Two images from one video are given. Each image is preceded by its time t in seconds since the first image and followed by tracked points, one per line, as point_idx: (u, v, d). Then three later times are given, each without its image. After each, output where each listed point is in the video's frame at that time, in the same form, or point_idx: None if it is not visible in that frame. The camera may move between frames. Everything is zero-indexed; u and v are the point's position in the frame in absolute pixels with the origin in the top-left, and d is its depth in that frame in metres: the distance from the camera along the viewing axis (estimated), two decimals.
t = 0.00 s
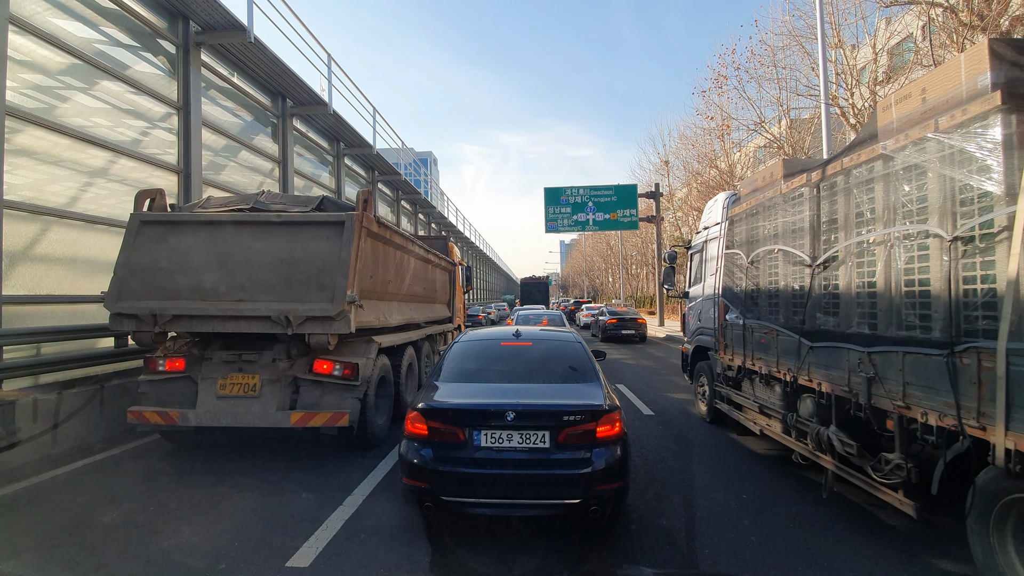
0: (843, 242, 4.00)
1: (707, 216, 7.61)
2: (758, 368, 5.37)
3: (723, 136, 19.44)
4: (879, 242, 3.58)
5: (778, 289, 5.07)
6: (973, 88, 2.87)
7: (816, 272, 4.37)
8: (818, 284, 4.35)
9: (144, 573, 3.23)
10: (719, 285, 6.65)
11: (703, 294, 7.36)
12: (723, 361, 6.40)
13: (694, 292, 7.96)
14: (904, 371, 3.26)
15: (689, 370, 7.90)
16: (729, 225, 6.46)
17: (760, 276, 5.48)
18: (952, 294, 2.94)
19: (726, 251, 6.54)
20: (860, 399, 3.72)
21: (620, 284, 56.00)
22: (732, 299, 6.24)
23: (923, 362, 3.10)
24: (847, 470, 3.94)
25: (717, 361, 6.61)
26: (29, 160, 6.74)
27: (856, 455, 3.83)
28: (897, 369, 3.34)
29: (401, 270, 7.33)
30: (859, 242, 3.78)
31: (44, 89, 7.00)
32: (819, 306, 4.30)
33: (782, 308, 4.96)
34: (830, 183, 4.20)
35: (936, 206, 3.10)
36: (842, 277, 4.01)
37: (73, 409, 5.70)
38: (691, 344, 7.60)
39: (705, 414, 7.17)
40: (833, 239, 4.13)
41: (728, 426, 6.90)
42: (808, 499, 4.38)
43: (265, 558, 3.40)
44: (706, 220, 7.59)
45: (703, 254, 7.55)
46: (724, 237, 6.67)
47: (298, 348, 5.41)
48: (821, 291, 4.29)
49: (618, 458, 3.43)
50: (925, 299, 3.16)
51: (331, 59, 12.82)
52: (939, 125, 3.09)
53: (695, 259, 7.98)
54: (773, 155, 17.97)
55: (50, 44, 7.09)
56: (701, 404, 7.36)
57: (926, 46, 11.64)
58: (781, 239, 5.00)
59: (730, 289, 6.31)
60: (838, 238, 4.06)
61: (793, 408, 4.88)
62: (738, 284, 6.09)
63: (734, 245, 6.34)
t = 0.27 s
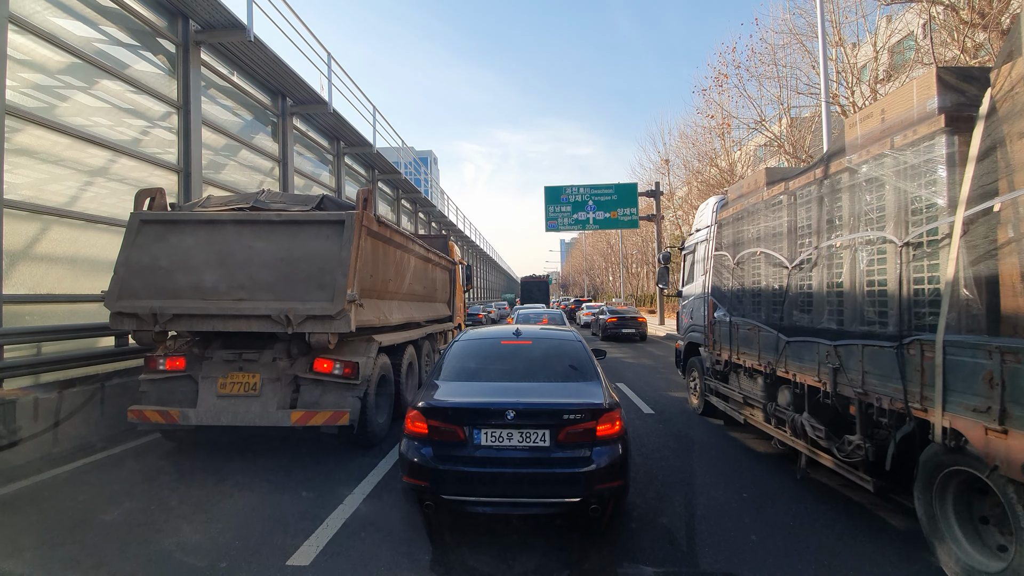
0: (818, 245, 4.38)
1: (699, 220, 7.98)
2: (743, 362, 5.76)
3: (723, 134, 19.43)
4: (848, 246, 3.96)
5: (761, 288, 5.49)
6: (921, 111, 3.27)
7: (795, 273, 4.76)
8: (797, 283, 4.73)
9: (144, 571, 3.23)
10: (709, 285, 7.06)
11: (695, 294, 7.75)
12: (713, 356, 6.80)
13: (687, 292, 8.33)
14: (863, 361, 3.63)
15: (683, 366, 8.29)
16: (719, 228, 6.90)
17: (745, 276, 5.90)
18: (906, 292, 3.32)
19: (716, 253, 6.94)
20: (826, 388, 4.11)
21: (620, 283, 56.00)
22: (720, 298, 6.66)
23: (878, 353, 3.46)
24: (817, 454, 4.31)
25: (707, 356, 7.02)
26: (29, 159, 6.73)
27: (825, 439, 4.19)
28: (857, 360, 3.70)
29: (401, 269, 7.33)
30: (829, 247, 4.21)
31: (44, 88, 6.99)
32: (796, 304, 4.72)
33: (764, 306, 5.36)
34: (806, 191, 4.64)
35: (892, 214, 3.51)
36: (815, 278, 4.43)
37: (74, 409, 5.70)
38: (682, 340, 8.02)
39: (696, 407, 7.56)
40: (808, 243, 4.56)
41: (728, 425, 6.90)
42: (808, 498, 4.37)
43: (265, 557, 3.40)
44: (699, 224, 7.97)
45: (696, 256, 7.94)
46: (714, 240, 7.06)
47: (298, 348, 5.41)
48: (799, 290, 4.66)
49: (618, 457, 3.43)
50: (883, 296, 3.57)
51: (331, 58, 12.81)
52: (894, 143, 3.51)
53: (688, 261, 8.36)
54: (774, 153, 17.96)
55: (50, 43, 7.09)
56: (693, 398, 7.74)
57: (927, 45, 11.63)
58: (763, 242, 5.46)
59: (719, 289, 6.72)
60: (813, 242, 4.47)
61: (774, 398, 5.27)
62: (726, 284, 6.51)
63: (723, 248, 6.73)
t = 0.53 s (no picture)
0: (795, 250, 4.73)
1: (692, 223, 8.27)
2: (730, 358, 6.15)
3: (723, 135, 19.44)
4: (820, 251, 4.31)
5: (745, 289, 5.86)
6: (883, 129, 3.61)
7: (775, 275, 5.12)
8: (777, 284, 5.08)
9: (144, 572, 3.23)
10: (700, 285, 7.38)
11: (688, 295, 8.06)
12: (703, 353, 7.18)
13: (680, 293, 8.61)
14: (831, 356, 4.00)
15: (676, 363, 8.65)
16: (708, 233, 7.23)
17: (733, 278, 6.24)
18: (866, 293, 3.68)
19: (707, 256, 7.25)
20: (802, 380, 4.48)
21: (620, 283, 56.01)
22: (710, 298, 7.01)
23: (843, 348, 3.84)
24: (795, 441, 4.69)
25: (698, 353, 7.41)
26: (29, 160, 6.73)
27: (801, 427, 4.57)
28: (827, 355, 4.07)
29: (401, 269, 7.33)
30: (803, 251, 4.57)
31: (44, 89, 6.99)
32: (776, 304, 5.06)
33: (749, 306, 5.72)
34: (785, 200, 4.97)
35: (882, 219, 3.60)
36: (792, 279, 4.77)
37: (74, 409, 5.71)
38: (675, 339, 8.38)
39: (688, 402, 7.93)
40: (786, 247, 4.90)
41: (728, 425, 6.89)
42: (809, 498, 4.37)
43: (266, 558, 3.40)
44: (691, 227, 8.25)
45: (688, 259, 8.23)
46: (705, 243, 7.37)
47: (299, 348, 5.41)
48: (779, 291, 5.01)
49: (619, 457, 3.43)
50: (848, 295, 3.90)
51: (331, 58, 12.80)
52: (859, 159, 3.87)
53: (681, 263, 8.65)
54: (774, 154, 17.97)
55: (50, 44, 7.09)
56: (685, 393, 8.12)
57: (927, 45, 11.65)
58: (747, 246, 5.80)
59: (709, 289, 7.05)
60: (790, 247, 4.82)
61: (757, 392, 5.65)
62: (715, 284, 6.86)
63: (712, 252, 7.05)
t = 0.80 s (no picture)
0: (774, 253, 5.07)
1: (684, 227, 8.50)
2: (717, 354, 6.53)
3: (723, 135, 19.45)
4: (796, 254, 4.66)
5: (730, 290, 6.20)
6: (848, 145, 3.91)
7: (757, 277, 5.45)
8: (758, 285, 5.42)
9: (144, 573, 3.23)
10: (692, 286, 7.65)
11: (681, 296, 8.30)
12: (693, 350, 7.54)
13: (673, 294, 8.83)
14: (805, 353, 4.34)
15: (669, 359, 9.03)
16: (698, 237, 7.54)
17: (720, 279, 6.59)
18: (835, 294, 4.03)
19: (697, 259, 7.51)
20: (781, 374, 4.82)
21: (620, 283, 56.01)
22: (700, 298, 7.33)
23: (814, 344, 4.20)
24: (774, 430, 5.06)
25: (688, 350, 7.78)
26: (29, 160, 6.73)
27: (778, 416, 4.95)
28: (800, 350, 4.43)
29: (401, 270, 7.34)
30: (782, 255, 4.89)
31: (44, 89, 6.99)
32: (759, 304, 5.36)
33: (734, 305, 6.07)
34: (767, 207, 5.28)
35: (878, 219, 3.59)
36: (773, 280, 5.08)
37: (74, 410, 5.70)
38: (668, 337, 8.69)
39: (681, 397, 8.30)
40: (767, 251, 5.23)
41: (728, 425, 6.89)
42: (809, 499, 4.37)
43: (266, 558, 3.39)
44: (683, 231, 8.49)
45: (681, 261, 8.46)
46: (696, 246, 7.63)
47: (299, 348, 5.41)
48: (761, 291, 5.35)
49: (619, 458, 3.43)
50: (820, 295, 4.24)
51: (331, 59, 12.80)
52: (830, 171, 4.20)
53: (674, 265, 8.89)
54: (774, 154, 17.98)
55: (49, 44, 7.08)
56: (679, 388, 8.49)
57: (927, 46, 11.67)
58: (734, 249, 6.07)
59: (700, 289, 7.34)
60: (771, 250, 5.15)
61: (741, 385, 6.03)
62: (705, 285, 7.16)
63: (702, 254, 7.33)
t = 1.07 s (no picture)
0: (760, 257, 5.38)
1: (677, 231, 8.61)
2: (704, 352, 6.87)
3: (723, 135, 19.44)
4: (778, 257, 4.99)
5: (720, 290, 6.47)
6: (823, 157, 4.24)
7: (744, 278, 5.75)
8: (745, 286, 5.73)
9: (143, 573, 3.22)
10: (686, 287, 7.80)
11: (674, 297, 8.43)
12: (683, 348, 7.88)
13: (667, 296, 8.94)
14: (785, 348, 4.69)
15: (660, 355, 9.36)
16: (690, 240, 7.69)
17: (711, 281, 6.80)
18: (812, 294, 4.37)
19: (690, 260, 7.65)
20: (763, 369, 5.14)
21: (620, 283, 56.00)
22: (692, 297, 7.54)
23: (793, 341, 4.54)
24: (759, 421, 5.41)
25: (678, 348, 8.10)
26: (28, 160, 6.73)
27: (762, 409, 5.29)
28: (781, 347, 4.77)
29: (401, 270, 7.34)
30: (765, 258, 5.25)
31: (44, 89, 6.99)
32: (745, 303, 5.71)
33: (722, 305, 6.37)
34: (753, 213, 5.61)
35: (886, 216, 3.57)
36: (758, 282, 5.41)
37: (74, 410, 5.70)
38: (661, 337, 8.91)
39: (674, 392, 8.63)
40: (754, 254, 5.53)
41: (728, 425, 6.89)
42: (809, 499, 4.36)
43: (265, 559, 3.39)
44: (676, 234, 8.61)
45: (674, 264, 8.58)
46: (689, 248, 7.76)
47: (298, 348, 5.41)
48: (747, 291, 5.65)
49: (618, 458, 3.42)
50: (800, 296, 4.58)
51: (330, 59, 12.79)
52: (807, 181, 4.52)
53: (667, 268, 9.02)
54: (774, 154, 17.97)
55: (49, 43, 7.08)
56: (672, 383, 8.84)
57: (926, 46, 11.67)
58: (727, 252, 6.22)
59: (693, 290, 7.49)
60: (757, 253, 5.45)
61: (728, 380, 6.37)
62: (697, 286, 7.35)
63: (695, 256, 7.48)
